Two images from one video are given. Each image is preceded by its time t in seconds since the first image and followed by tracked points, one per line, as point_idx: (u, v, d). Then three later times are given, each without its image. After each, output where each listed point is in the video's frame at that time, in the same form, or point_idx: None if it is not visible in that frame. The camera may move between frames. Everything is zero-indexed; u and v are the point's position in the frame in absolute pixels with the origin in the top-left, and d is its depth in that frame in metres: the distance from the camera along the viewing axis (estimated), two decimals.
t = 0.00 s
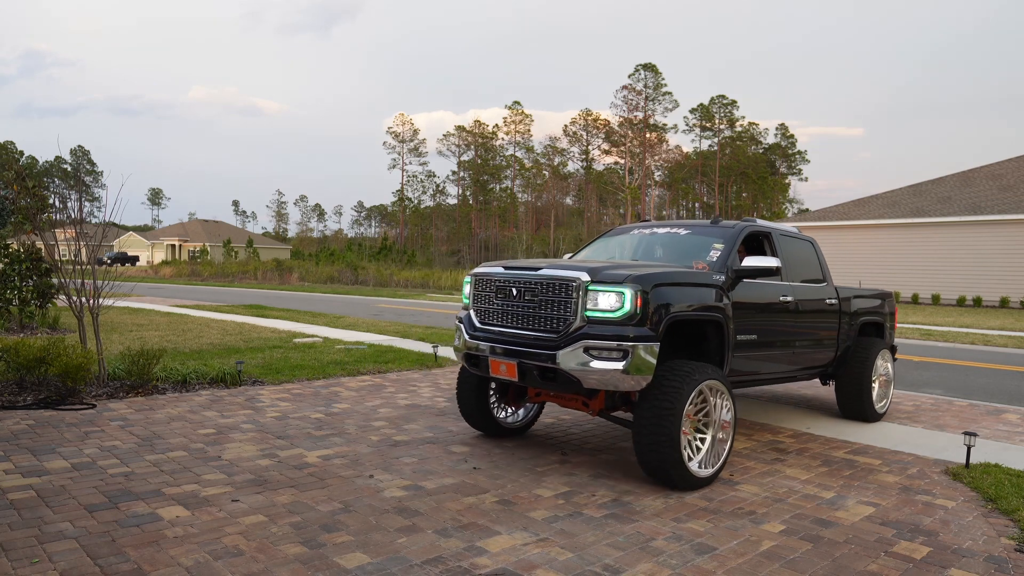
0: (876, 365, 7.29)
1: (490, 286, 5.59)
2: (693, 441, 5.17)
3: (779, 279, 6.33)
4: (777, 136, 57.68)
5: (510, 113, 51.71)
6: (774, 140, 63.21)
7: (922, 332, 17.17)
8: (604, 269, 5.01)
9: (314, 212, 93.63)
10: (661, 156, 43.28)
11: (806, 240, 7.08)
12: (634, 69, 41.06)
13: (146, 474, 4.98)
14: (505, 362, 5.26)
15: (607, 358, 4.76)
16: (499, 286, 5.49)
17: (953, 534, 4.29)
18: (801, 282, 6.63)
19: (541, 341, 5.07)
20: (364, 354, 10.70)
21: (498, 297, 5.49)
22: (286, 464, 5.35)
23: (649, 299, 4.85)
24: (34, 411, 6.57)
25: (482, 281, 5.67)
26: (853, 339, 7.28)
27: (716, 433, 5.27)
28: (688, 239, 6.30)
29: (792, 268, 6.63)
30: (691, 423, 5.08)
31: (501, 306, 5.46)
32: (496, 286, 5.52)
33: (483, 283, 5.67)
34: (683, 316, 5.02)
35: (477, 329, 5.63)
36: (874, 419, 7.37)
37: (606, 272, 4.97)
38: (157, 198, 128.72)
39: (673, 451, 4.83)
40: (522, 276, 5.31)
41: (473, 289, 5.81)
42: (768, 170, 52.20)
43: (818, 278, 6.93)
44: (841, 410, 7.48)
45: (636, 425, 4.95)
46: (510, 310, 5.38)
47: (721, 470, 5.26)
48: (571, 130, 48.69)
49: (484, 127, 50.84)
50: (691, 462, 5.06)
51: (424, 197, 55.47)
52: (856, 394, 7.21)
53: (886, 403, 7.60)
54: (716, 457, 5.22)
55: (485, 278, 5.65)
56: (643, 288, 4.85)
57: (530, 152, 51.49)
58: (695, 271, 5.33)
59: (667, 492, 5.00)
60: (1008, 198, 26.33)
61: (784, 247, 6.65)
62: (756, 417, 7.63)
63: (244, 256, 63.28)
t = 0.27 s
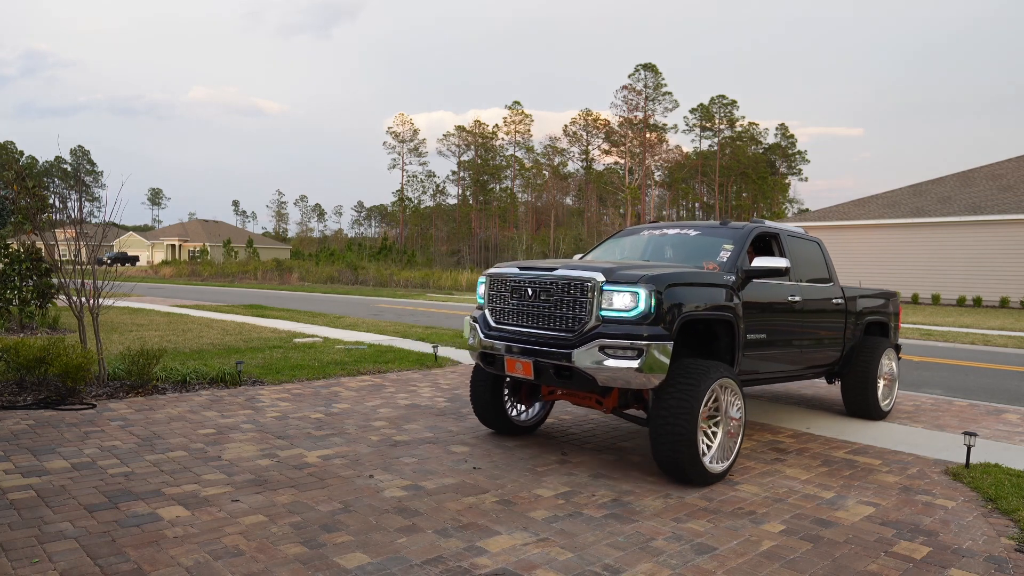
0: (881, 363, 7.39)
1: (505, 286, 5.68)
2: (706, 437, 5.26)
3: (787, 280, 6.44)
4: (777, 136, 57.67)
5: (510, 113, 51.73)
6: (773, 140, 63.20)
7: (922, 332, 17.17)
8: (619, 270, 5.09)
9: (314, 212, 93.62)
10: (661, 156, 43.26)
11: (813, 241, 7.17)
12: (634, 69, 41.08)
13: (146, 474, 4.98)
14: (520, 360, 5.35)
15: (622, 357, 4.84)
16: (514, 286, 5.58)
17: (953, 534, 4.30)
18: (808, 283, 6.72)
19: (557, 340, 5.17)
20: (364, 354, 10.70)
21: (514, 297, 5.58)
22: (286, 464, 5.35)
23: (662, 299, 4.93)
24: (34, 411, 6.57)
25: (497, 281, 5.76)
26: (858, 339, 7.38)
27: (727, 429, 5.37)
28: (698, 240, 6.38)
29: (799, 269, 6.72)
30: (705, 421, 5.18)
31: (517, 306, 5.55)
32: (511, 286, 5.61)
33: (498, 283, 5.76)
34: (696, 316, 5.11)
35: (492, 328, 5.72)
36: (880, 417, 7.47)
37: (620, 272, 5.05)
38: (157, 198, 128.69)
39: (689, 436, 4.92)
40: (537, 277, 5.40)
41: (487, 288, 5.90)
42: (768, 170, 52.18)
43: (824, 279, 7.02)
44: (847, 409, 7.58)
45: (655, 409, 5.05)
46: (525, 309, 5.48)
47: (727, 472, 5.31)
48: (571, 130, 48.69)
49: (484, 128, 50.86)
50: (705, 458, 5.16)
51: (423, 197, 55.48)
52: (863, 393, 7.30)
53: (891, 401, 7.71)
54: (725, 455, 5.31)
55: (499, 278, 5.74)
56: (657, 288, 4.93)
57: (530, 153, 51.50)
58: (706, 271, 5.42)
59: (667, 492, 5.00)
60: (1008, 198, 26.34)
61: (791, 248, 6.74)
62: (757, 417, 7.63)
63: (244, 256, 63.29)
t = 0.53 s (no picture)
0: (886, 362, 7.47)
1: (518, 286, 5.80)
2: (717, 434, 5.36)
3: (793, 280, 6.50)
4: (777, 136, 57.65)
5: (510, 113, 51.72)
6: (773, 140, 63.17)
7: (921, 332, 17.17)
8: (631, 270, 5.22)
9: (314, 212, 93.58)
10: (661, 156, 43.24)
11: (819, 242, 7.23)
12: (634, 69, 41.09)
13: (146, 474, 4.98)
14: (533, 359, 5.46)
15: (634, 355, 4.97)
16: (528, 286, 5.70)
17: (953, 534, 4.29)
18: (814, 283, 6.78)
19: (570, 339, 5.28)
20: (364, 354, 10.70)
21: (527, 297, 5.70)
22: (286, 464, 5.35)
23: (674, 299, 5.05)
24: (34, 411, 6.57)
25: (510, 281, 5.89)
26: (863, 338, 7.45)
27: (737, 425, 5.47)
28: (706, 241, 6.44)
29: (806, 269, 6.78)
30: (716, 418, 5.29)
31: (530, 305, 5.68)
32: (525, 286, 5.73)
33: (512, 284, 5.88)
34: (706, 315, 5.21)
35: (506, 327, 5.84)
36: (885, 415, 7.54)
37: (632, 272, 5.18)
38: (157, 198, 128.64)
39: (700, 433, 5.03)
40: (550, 277, 5.52)
41: (501, 289, 6.02)
42: (768, 170, 52.18)
43: (830, 279, 7.08)
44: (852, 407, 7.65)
45: (668, 405, 5.18)
46: (538, 309, 5.60)
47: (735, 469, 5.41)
48: (571, 130, 48.70)
49: (484, 127, 50.81)
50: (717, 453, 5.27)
51: (423, 197, 55.48)
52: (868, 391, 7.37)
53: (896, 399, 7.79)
54: (735, 451, 5.42)
55: (513, 279, 5.87)
56: (668, 288, 5.05)
57: (530, 153, 51.50)
58: (715, 271, 5.52)
59: (667, 492, 5.00)
60: (1008, 198, 26.34)
61: (798, 249, 6.81)
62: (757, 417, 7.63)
63: (244, 256, 63.29)
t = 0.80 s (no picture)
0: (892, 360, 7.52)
1: (534, 286, 5.88)
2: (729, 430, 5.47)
3: (800, 280, 6.56)
4: (777, 136, 57.65)
5: (510, 113, 51.72)
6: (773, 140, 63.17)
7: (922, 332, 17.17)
8: (645, 271, 5.29)
9: (314, 212, 93.57)
10: (661, 156, 43.23)
11: (826, 243, 7.27)
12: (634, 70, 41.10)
13: (146, 474, 4.98)
14: (550, 357, 5.54)
15: (648, 353, 5.04)
16: (544, 286, 5.78)
17: (953, 534, 4.29)
18: (821, 283, 6.83)
19: (586, 338, 5.36)
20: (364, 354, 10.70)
21: (543, 297, 5.78)
22: (286, 464, 5.35)
23: (687, 299, 5.11)
24: (35, 411, 6.57)
25: (527, 281, 5.97)
26: (870, 337, 7.51)
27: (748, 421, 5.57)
28: (716, 241, 6.48)
29: (813, 270, 6.83)
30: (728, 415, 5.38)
31: (546, 305, 5.75)
32: (541, 286, 5.81)
33: (528, 284, 5.96)
34: (719, 314, 5.28)
35: (522, 326, 5.92)
36: (891, 413, 7.60)
37: (647, 273, 5.25)
38: (157, 198, 128.61)
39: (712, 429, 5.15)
40: (566, 277, 5.60)
41: (517, 289, 6.10)
42: (768, 170, 52.18)
43: (836, 279, 7.12)
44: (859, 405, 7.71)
45: (681, 404, 5.29)
46: (554, 308, 5.67)
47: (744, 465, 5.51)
48: (571, 130, 48.71)
49: (484, 127, 50.80)
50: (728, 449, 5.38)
51: (423, 197, 55.49)
52: (874, 390, 7.43)
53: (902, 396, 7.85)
54: (745, 446, 5.53)
55: (529, 279, 5.95)
56: (682, 288, 5.12)
57: (530, 153, 51.51)
58: (727, 271, 5.58)
59: (667, 492, 5.00)
60: (1008, 198, 26.34)
61: (806, 250, 6.85)
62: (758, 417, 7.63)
63: (245, 256, 63.33)
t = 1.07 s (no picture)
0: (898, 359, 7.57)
1: (547, 286, 5.90)
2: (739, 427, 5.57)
3: (807, 280, 6.58)
4: (777, 136, 57.65)
5: (510, 113, 51.71)
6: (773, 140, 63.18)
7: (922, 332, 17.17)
8: (658, 271, 5.31)
9: (314, 212, 93.56)
10: (661, 156, 43.22)
11: (832, 244, 7.29)
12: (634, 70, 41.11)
13: (146, 474, 4.98)
14: (564, 355, 5.56)
15: (661, 352, 5.06)
16: (557, 286, 5.80)
17: (952, 534, 4.29)
18: (828, 284, 6.84)
19: (599, 337, 5.38)
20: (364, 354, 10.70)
21: (556, 297, 5.80)
22: (286, 464, 5.35)
23: (698, 298, 5.14)
24: (34, 411, 6.57)
25: (540, 282, 5.99)
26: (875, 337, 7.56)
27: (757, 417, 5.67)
28: (724, 242, 6.50)
29: (820, 270, 6.85)
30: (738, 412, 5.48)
31: (559, 304, 5.77)
32: (554, 285, 5.82)
33: (541, 284, 5.98)
34: (730, 314, 5.31)
35: (536, 326, 5.94)
36: (896, 412, 7.66)
37: (659, 273, 5.27)
38: (157, 198, 128.58)
39: (724, 432, 5.25)
40: (579, 277, 5.62)
41: (530, 289, 6.12)
42: (768, 170, 52.18)
43: (843, 280, 7.15)
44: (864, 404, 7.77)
45: (694, 402, 5.38)
46: (567, 308, 5.69)
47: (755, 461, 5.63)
48: (571, 130, 48.71)
49: (484, 127, 50.82)
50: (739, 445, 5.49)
51: (424, 197, 55.50)
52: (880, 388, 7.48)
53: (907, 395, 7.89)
54: (755, 441, 5.65)
55: (542, 279, 5.97)
56: (693, 287, 5.14)
57: (530, 153, 51.51)
58: (736, 272, 5.61)
59: (667, 492, 5.00)
60: (1008, 198, 26.34)
61: (813, 251, 6.87)
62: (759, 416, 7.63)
63: (244, 256, 63.33)
